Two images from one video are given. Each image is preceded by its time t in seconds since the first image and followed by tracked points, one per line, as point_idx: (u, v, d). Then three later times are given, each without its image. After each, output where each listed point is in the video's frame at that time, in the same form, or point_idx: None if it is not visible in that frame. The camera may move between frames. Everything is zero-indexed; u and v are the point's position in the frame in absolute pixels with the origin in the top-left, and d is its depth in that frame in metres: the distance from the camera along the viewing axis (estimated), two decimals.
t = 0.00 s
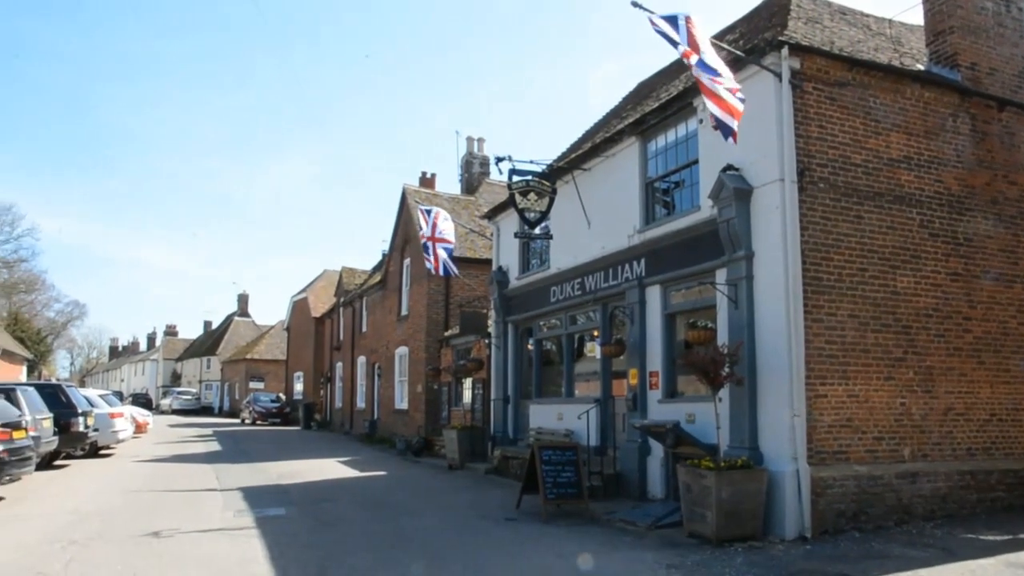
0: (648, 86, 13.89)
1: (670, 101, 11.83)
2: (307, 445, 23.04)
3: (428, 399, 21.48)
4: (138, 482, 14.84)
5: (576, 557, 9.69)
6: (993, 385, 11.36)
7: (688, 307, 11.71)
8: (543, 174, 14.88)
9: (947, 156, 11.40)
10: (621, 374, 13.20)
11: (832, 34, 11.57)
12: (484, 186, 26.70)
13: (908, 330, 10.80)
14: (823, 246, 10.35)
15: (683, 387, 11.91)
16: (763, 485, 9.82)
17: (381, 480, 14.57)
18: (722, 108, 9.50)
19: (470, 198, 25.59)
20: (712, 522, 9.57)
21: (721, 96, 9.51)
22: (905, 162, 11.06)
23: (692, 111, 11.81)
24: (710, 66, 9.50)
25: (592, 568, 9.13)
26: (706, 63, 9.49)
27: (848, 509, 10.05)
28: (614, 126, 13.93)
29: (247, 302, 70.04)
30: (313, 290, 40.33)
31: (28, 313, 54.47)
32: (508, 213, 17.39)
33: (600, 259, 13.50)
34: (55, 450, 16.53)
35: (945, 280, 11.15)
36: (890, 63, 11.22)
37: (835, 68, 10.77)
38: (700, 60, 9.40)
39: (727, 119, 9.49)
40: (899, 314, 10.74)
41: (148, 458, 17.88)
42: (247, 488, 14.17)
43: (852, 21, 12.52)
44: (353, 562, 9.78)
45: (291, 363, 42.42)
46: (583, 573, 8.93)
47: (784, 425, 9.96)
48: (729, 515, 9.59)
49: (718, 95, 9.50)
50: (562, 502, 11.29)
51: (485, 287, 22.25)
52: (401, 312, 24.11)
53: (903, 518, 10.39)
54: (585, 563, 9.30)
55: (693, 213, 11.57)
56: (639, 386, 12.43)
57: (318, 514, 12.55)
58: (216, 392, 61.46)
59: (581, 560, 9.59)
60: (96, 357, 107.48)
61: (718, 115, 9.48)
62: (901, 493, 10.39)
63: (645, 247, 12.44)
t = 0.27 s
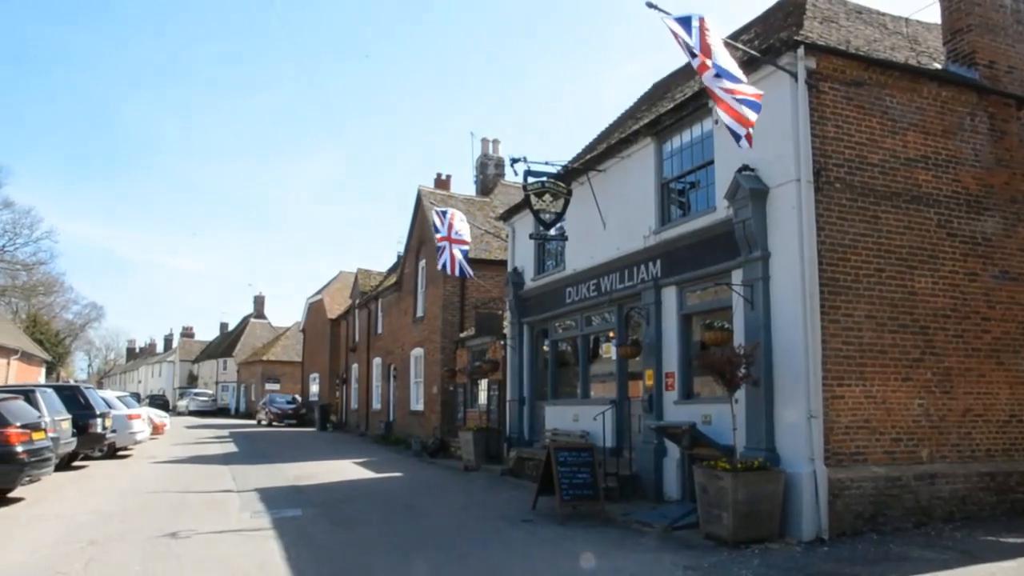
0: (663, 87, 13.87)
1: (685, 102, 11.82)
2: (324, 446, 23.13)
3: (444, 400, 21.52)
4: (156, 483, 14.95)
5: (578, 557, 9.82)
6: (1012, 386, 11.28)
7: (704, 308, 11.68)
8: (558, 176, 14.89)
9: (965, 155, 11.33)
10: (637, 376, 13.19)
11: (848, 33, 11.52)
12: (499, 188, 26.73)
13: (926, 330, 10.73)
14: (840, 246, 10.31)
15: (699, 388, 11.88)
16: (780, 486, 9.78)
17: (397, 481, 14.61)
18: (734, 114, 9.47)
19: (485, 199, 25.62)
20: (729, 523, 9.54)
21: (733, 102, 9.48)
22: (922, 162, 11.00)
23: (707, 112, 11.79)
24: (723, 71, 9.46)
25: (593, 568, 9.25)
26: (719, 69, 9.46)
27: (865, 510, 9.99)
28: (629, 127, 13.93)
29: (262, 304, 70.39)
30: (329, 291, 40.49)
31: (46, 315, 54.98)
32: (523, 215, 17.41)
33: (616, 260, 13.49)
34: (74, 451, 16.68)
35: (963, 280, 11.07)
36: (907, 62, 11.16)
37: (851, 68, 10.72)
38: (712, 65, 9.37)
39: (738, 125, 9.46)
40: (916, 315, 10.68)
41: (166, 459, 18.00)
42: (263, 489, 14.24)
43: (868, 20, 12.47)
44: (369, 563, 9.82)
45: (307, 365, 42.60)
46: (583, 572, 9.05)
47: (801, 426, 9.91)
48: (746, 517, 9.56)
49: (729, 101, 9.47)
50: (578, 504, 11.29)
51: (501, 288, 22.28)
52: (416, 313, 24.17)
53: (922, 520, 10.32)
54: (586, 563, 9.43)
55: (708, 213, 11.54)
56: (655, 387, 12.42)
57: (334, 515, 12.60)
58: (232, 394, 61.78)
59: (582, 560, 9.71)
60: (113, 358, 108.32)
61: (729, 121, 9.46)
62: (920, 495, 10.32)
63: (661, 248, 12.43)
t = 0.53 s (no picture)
0: (674, 88, 13.86)
1: (696, 103, 11.81)
2: (336, 448, 23.20)
3: (456, 402, 21.55)
4: (170, 485, 15.02)
5: (578, 557, 9.91)
6: None
7: (716, 310, 11.66)
8: (570, 177, 14.89)
9: (979, 155, 11.27)
10: (649, 377, 13.17)
11: (860, 33, 11.49)
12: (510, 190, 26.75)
13: (940, 331, 10.67)
14: (852, 247, 10.27)
15: (712, 390, 11.86)
16: (793, 488, 9.74)
17: (409, 483, 14.63)
18: (740, 119, 9.44)
19: (496, 201, 25.65)
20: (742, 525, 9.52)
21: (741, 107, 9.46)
22: (935, 162, 10.95)
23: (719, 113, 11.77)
24: (732, 76, 9.43)
25: (594, 568, 9.37)
26: (728, 73, 9.42)
27: (879, 513, 9.94)
28: (640, 128, 13.92)
29: (274, 307, 70.65)
30: (341, 294, 40.61)
31: (60, 318, 55.33)
32: (534, 217, 17.42)
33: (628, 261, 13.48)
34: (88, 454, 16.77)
35: (977, 280, 11.01)
36: (920, 61, 11.11)
37: (864, 68, 10.68)
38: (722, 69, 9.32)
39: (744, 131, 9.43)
40: (930, 316, 10.63)
41: (179, 462, 18.08)
42: (276, 492, 14.27)
43: (880, 20, 12.42)
44: (382, 565, 9.84)
45: (319, 367, 42.72)
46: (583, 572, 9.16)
47: (814, 428, 9.87)
48: (759, 518, 9.53)
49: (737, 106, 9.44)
50: (591, 506, 11.28)
51: (512, 290, 22.29)
52: (428, 316, 24.21)
53: (936, 522, 10.28)
54: (586, 563, 9.55)
55: (720, 215, 11.52)
56: (667, 389, 12.40)
57: (347, 517, 12.63)
58: (245, 396, 62.02)
59: (582, 560, 9.82)
60: (126, 360, 108.93)
61: (736, 127, 9.43)
62: (934, 497, 10.27)
63: (673, 250, 12.41)
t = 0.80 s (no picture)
0: (686, 89, 13.84)
1: (708, 105, 11.81)
2: (349, 451, 23.26)
3: (468, 405, 21.57)
4: (184, 488, 15.09)
5: (578, 557, 10.04)
6: None
7: (729, 311, 11.64)
8: (582, 180, 14.90)
9: (993, 155, 11.22)
10: (662, 379, 13.16)
11: (873, 33, 11.44)
12: (522, 192, 26.76)
13: (955, 332, 10.62)
14: (866, 248, 10.23)
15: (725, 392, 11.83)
16: (807, 491, 9.71)
17: (422, 486, 14.65)
18: (753, 120, 9.42)
19: (508, 204, 25.67)
20: (756, 527, 9.49)
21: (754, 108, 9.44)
22: (949, 162, 10.90)
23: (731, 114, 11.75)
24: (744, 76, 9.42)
25: (607, 570, 9.36)
26: (740, 74, 9.41)
27: (894, 515, 9.89)
28: (652, 130, 13.91)
29: (287, 310, 70.88)
30: (353, 296, 40.71)
31: (74, 321, 55.70)
32: (546, 219, 17.43)
33: (640, 263, 13.47)
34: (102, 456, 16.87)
35: (992, 281, 10.95)
36: (933, 61, 11.06)
37: (877, 68, 10.64)
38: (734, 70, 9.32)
39: (759, 131, 9.40)
40: (945, 317, 10.57)
41: (193, 465, 18.17)
42: (290, 494, 14.31)
43: (892, 20, 12.37)
44: (395, 568, 9.86)
45: (331, 370, 42.82)
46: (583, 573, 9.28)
47: (828, 430, 9.84)
48: (773, 521, 9.51)
49: (751, 107, 9.42)
50: (604, 508, 11.27)
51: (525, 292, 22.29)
52: (440, 318, 24.24)
53: (952, 524, 10.22)
54: (586, 563, 9.67)
55: (733, 216, 11.49)
56: (680, 391, 12.38)
57: (360, 520, 12.66)
58: (257, 399, 62.24)
59: (582, 560, 9.93)
60: (139, 364, 109.53)
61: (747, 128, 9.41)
62: (949, 499, 10.21)
63: (685, 252, 12.39)
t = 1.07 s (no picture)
0: (698, 90, 13.83)
1: (719, 106, 11.80)
2: (362, 452, 23.32)
3: (481, 406, 21.61)
4: (198, 490, 15.17)
5: (578, 557, 10.17)
6: None
7: (742, 313, 11.62)
8: (594, 181, 14.91)
9: (1007, 154, 11.17)
10: (675, 381, 13.14)
11: (885, 33, 11.41)
12: (534, 194, 26.79)
13: (969, 333, 10.57)
14: (879, 248, 10.20)
15: (738, 393, 11.81)
16: (821, 492, 9.67)
17: (435, 487, 14.68)
18: (768, 120, 9.37)
19: (520, 205, 25.70)
20: (770, 529, 9.47)
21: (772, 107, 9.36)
22: (963, 162, 10.85)
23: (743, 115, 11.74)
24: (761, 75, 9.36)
25: (620, 571, 9.36)
26: (756, 73, 9.38)
27: (909, 517, 9.85)
28: (664, 131, 13.91)
29: (298, 312, 71.12)
30: (365, 299, 40.81)
31: (88, 324, 56.08)
32: (558, 221, 17.44)
33: (652, 265, 13.47)
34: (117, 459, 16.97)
35: (1007, 281, 10.90)
36: (946, 60, 11.02)
37: (889, 68, 10.61)
38: (746, 71, 9.33)
39: (774, 132, 9.35)
40: (959, 317, 10.52)
41: (207, 467, 18.25)
42: (303, 496, 14.37)
43: (905, 19, 12.34)
44: (409, 569, 9.88)
45: (344, 372, 42.93)
46: (584, 572, 9.41)
47: (842, 431, 9.81)
48: (787, 523, 9.48)
49: (766, 106, 9.37)
50: (617, 510, 11.26)
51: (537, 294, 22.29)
52: (453, 320, 24.28)
53: (967, 526, 10.17)
54: (585, 563, 9.80)
55: (746, 217, 11.47)
56: (693, 393, 12.36)
57: (373, 522, 12.70)
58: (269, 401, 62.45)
59: (583, 559, 10.05)
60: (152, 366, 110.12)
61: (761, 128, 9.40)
62: (965, 501, 10.16)
63: (697, 253, 12.38)
